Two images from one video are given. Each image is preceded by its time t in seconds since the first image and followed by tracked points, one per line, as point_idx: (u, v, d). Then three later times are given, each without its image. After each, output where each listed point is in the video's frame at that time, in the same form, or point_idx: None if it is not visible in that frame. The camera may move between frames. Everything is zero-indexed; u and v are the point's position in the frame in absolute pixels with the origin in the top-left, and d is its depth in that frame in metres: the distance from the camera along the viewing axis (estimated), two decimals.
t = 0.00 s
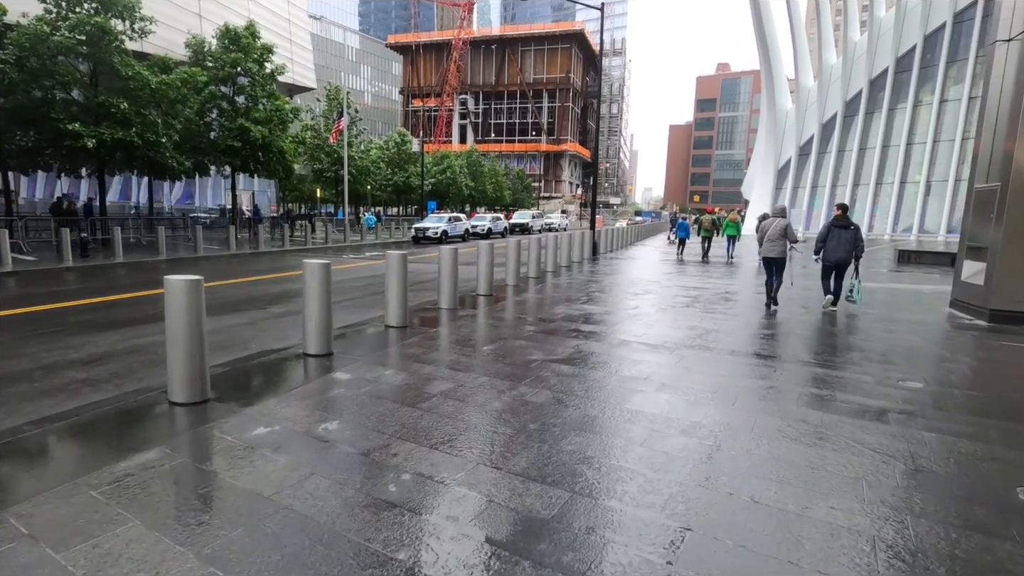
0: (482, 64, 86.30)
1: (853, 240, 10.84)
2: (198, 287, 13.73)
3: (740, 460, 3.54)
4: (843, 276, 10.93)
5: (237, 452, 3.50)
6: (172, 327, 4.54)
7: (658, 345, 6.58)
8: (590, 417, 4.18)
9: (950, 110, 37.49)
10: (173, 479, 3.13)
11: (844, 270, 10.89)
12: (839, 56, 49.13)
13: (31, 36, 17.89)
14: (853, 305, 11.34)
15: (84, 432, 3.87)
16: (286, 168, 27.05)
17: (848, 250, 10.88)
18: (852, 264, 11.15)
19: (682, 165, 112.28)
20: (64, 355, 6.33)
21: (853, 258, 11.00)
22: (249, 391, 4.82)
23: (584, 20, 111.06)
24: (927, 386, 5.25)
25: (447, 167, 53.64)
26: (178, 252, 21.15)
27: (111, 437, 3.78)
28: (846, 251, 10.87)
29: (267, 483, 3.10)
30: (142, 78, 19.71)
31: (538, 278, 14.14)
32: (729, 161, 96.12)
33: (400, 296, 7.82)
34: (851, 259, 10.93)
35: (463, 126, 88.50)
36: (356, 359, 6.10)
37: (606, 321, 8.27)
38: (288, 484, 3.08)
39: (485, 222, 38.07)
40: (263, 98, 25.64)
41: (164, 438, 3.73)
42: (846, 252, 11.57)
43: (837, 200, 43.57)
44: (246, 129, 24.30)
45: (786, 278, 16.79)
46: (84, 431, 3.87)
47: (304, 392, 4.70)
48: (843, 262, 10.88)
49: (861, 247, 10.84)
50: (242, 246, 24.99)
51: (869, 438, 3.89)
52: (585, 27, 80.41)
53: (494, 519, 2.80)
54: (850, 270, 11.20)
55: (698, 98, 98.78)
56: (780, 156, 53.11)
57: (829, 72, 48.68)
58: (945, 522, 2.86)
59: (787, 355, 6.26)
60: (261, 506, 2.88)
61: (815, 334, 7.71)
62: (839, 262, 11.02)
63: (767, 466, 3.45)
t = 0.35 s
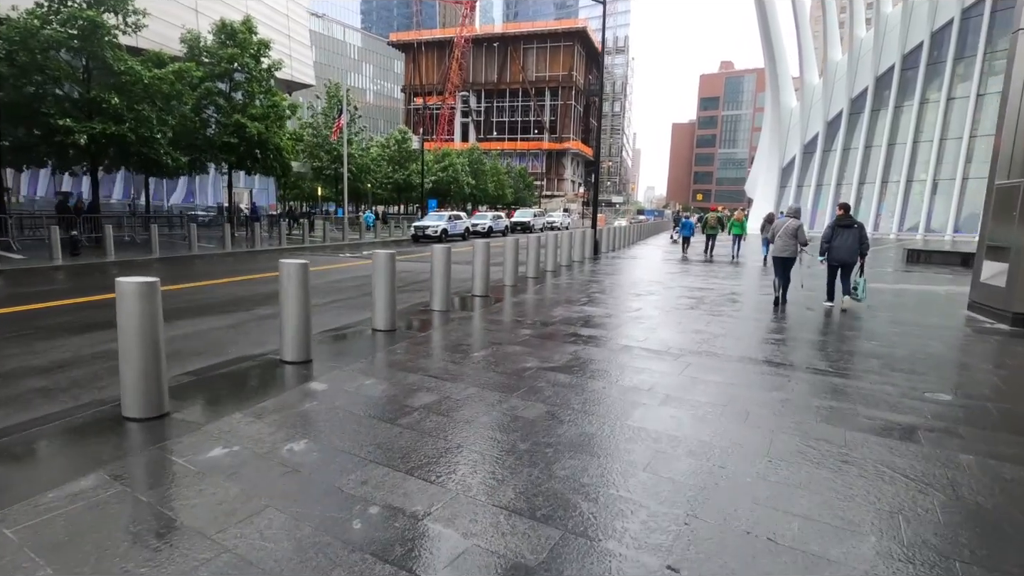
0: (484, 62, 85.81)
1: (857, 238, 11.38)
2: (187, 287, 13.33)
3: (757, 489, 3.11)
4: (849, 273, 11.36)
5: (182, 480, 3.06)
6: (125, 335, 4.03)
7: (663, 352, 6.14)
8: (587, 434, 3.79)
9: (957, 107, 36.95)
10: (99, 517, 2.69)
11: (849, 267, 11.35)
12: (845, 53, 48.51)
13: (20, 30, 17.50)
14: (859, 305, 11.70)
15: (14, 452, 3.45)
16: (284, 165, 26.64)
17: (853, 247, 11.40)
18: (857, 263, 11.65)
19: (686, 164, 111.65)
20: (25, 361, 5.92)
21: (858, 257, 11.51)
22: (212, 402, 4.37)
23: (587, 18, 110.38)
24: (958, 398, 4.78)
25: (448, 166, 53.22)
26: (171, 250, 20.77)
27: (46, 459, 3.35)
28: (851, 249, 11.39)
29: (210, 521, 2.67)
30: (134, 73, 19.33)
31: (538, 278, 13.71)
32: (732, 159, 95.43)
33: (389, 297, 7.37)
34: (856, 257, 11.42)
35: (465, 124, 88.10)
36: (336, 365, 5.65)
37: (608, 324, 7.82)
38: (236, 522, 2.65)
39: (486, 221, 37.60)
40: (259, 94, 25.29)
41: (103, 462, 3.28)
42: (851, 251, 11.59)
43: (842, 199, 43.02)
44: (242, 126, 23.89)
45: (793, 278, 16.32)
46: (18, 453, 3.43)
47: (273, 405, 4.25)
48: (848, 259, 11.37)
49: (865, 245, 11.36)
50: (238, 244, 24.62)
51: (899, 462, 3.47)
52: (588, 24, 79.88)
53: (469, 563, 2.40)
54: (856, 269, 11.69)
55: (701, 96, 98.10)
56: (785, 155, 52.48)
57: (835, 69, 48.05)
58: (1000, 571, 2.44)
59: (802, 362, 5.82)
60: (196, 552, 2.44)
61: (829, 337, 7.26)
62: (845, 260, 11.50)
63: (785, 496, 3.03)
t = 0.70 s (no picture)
0: (484, 61, 85.38)
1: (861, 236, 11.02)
2: (177, 288, 13.00)
3: (766, 529, 2.73)
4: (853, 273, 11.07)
5: (109, 519, 2.67)
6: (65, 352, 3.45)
7: (660, 362, 5.75)
8: (573, 460, 3.40)
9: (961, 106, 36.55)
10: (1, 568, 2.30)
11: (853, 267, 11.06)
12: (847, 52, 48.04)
13: (7, 25, 17.12)
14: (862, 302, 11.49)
15: None
16: (279, 164, 26.24)
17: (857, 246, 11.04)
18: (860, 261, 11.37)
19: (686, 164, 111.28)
20: None
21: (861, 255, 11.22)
22: (162, 419, 3.95)
23: (588, 17, 109.87)
24: (982, 416, 4.37)
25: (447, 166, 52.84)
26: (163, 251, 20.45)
27: None
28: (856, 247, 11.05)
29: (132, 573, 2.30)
30: (125, 70, 19.00)
31: (534, 280, 13.32)
32: (733, 159, 95.00)
33: (373, 302, 6.91)
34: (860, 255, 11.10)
35: (466, 124, 87.80)
36: (311, 375, 5.26)
37: (605, 330, 7.42)
38: None
39: (485, 220, 37.21)
40: (254, 92, 24.94)
41: (25, 496, 2.88)
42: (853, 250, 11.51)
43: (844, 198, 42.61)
44: (236, 124, 23.50)
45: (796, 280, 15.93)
46: None
47: (231, 425, 3.84)
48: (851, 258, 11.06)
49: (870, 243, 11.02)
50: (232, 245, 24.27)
51: (925, 495, 3.08)
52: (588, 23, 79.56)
53: None
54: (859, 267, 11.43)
55: (703, 96, 97.70)
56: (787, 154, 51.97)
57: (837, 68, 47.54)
58: None
59: (808, 373, 5.43)
60: None
61: (836, 344, 6.86)
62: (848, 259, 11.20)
63: (796, 539, 2.65)
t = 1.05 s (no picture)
0: (484, 59, 84.89)
1: (866, 235, 11.64)
2: (159, 289, 12.57)
3: None
4: (858, 269, 11.65)
5: None
6: None
7: (654, 373, 5.31)
8: (551, 492, 3.00)
9: (965, 103, 36.08)
10: None
11: (858, 263, 11.63)
12: (849, 49, 47.50)
13: None
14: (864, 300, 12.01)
15: None
16: (272, 162, 25.84)
17: (862, 243, 11.60)
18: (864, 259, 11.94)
19: (687, 162, 110.73)
20: None
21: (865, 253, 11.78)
22: (88, 444, 3.50)
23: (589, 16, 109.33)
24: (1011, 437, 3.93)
25: (446, 164, 52.47)
26: (152, 251, 20.08)
27: None
28: (861, 244, 11.65)
29: None
30: (112, 67, 18.60)
31: (528, 280, 12.92)
32: (734, 158, 94.50)
33: (347, 308, 6.41)
34: (865, 253, 11.65)
35: (466, 123, 87.31)
36: (272, 387, 4.82)
37: (596, 336, 6.96)
38: None
39: (483, 219, 36.79)
40: (247, 89, 24.56)
41: None
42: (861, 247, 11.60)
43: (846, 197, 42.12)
44: (227, 121, 23.10)
45: (799, 279, 15.50)
46: None
47: (165, 450, 3.40)
48: (857, 255, 11.64)
49: (875, 242, 11.58)
50: (224, 245, 23.85)
51: (954, 536, 2.67)
52: (588, 21, 79.02)
53: None
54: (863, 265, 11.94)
55: (703, 94, 97.16)
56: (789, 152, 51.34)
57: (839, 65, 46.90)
58: None
59: (812, 385, 5.00)
60: None
61: (844, 349, 6.42)
62: (853, 256, 11.76)
63: None
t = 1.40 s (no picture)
0: (484, 59, 84.49)
1: (868, 235, 11.25)
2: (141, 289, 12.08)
3: None
4: (862, 271, 11.35)
5: None
6: None
7: (649, 385, 4.92)
8: (530, 529, 2.64)
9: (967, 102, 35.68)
10: None
11: (860, 265, 11.31)
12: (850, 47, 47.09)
13: None
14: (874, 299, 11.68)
15: None
16: (266, 161, 25.47)
17: (864, 245, 11.24)
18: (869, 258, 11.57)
19: (687, 162, 110.32)
20: None
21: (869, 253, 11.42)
22: (7, 473, 3.11)
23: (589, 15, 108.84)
24: None
25: (445, 163, 52.07)
26: (142, 252, 19.70)
27: None
28: (863, 245, 11.28)
29: None
30: (99, 63, 18.20)
31: (523, 281, 12.53)
32: (734, 158, 94.07)
33: (321, 314, 5.93)
34: (868, 253, 11.30)
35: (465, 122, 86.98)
36: (232, 401, 4.41)
37: (590, 341, 6.54)
38: None
39: (481, 219, 36.38)
40: (240, 87, 24.21)
41: None
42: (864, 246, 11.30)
43: (847, 196, 41.70)
44: (219, 119, 22.73)
45: (801, 281, 15.09)
46: None
47: (93, 481, 2.99)
48: (860, 256, 11.30)
49: (878, 241, 11.18)
50: (216, 245, 23.46)
51: None
52: (588, 20, 78.57)
53: None
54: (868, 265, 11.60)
55: (703, 94, 96.72)
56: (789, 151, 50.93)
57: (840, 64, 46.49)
58: None
59: (819, 398, 4.61)
60: None
61: (852, 356, 6.02)
62: (856, 257, 11.46)
63: None
